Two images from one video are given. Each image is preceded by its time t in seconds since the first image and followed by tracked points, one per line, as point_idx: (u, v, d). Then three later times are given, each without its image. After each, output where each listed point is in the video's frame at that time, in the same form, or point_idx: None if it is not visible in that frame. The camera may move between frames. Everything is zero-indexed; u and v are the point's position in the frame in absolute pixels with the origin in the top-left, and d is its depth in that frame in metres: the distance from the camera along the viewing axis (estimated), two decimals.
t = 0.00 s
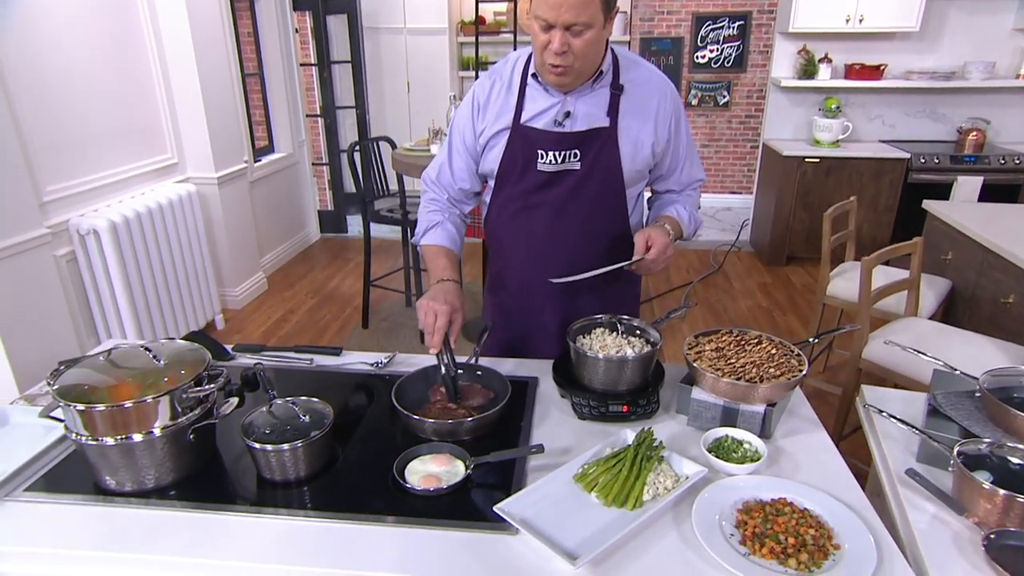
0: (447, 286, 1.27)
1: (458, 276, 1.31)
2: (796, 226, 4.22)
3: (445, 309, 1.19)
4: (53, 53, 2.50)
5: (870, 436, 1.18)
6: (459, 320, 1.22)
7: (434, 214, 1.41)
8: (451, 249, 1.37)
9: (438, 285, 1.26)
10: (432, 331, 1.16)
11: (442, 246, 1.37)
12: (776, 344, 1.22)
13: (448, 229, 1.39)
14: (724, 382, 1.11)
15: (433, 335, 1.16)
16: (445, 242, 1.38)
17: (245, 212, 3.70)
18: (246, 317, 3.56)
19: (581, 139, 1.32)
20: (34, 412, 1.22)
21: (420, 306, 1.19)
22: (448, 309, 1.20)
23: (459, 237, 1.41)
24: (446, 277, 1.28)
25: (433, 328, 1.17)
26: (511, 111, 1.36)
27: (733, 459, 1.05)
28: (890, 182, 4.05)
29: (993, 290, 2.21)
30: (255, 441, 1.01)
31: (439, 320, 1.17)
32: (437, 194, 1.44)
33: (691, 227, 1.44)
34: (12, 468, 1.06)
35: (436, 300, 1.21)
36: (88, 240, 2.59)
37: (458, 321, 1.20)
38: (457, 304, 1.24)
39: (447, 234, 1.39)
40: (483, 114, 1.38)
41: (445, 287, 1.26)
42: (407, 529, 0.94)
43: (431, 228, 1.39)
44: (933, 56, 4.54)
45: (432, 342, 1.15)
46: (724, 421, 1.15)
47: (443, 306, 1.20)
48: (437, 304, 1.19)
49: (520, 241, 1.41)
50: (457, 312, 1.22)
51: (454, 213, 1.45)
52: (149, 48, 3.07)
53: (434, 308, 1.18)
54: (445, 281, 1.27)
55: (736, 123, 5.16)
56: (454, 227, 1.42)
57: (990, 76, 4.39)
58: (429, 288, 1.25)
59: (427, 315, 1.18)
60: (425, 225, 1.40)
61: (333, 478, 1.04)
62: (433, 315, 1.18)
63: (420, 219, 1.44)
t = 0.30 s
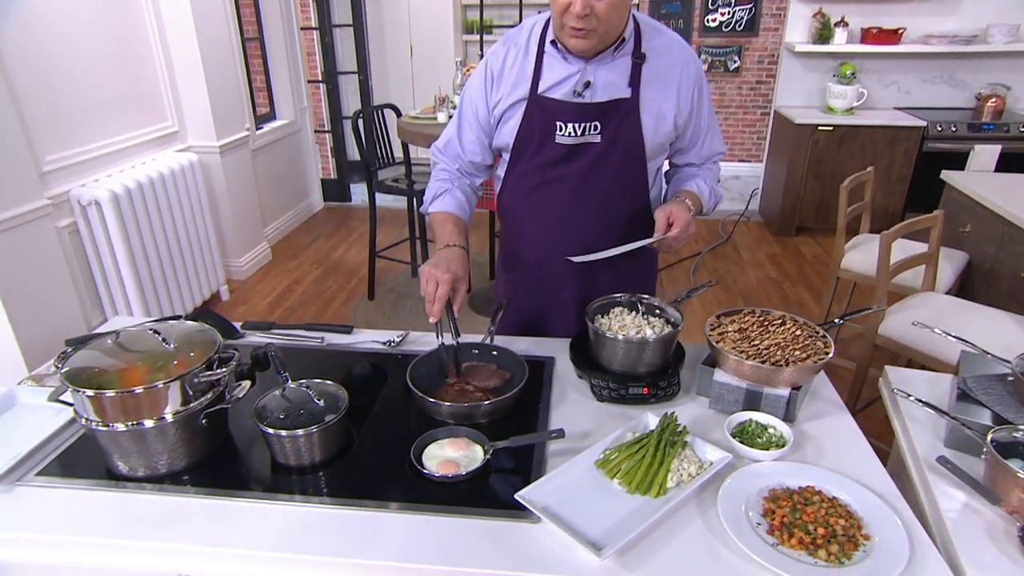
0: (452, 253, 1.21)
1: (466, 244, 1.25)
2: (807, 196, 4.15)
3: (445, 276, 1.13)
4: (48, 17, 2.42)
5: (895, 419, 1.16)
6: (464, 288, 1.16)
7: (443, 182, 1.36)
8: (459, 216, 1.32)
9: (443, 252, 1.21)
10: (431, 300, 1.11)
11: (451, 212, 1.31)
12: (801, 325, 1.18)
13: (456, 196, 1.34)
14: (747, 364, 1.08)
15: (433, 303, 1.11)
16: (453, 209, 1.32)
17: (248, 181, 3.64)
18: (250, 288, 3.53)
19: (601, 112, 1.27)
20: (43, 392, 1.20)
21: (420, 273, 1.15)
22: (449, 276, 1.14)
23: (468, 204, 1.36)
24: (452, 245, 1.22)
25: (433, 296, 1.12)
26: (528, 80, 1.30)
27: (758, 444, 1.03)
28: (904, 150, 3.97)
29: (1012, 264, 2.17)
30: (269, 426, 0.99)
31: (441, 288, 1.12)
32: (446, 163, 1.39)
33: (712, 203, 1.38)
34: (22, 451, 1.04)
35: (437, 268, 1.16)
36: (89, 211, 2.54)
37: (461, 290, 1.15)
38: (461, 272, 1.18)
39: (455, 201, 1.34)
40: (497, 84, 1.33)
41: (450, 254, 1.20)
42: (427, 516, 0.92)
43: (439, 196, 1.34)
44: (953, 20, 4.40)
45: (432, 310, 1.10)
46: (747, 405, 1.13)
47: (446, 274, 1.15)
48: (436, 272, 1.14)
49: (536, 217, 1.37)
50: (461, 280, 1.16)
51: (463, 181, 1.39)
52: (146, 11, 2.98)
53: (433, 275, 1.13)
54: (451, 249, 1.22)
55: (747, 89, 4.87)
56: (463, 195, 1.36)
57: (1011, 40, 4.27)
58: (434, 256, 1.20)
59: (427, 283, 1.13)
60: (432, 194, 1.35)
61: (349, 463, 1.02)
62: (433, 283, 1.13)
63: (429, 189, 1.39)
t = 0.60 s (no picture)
0: (454, 237, 1.17)
1: (468, 228, 1.21)
2: (816, 165, 4.08)
3: (447, 261, 1.10)
4: None
5: (916, 403, 1.14)
6: (466, 277, 1.13)
7: (449, 159, 1.31)
8: (465, 198, 1.27)
9: (445, 235, 1.18)
10: (432, 287, 1.08)
11: (455, 192, 1.27)
12: (820, 306, 1.15)
13: (462, 176, 1.30)
14: (766, 347, 1.05)
15: (434, 290, 1.09)
16: (459, 189, 1.28)
17: (247, 149, 3.57)
18: (252, 258, 3.49)
19: (616, 82, 1.22)
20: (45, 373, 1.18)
21: (422, 256, 1.11)
22: (452, 261, 1.11)
23: (474, 184, 1.31)
24: (454, 229, 1.19)
25: (435, 282, 1.10)
26: (539, 50, 1.24)
27: (776, 430, 1.00)
28: (917, 118, 3.89)
29: None
30: (276, 411, 0.96)
31: (443, 274, 1.09)
32: (452, 137, 1.33)
33: (728, 177, 1.33)
34: (25, 435, 1.02)
35: (439, 251, 1.12)
36: (86, 181, 2.49)
37: (462, 278, 1.12)
38: (463, 258, 1.15)
39: (461, 180, 1.29)
40: (508, 54, 1.26)
41: (453, 238, 1.17)
42: (439, 503, 0.90)
43: (444, 174, 1.29)
44: None
45: (433, 297, 1.09)
46: (764, 388, 1.10)
47: (449, 260, 1.12)
48: (438, 256, 1.10)
49: (547, 193, 1.32)
50: (463, 265, 1.13)
51: (471, 158, 1.34)
52: None
53: (434, 259, 1.10)
54: (454, 233, 1.18)
55: (756, 53, 4.77)
56: (469, 173, 1.31)
57: None
58: (436, 238, 1.16)
59: (428, 267, 1.10)
60: (437, 171, 1.30)
61: (358, 448, 1.00)
62: (435, 267, 1.10)
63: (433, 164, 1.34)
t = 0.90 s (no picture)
0: (457, 221, 1.14)
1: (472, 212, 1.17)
2: (822, 136, 4.01)
3: (448, 245, 1.07)
4: None
5: (931, 391, 1.11)
6: (472, 263, 1.10)
7: (451, 139, 1.25)
8: (467, 179, 1.23)
9: (449, 221, 1.14)
10: (437, 276, 1.05)
11: (457, 174, 1.22)
12: (835, 291, 1.11)
13: (465, 156, 1.24)
14: (778, 334, 1.02)
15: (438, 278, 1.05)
16: (461, 171, 1.23)
17: (242, 120, 3.49)
18: (249, 232, 3.44)
19: (624, 56, 1.16)
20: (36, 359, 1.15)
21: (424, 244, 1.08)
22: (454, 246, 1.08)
23: (476, 163, 1.26)
24: (457, 212, 1.15)
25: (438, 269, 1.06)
26: (543, 22, 1.17)
27: (789, 420, 0.97)
28: (927, 88, 3.80)
29: None
30: (274, 402, 0.94)
31: (448, 261, 1.05)
32: (455, 115, 1.27)
33: (739, 154, 1.28)
34: (16, 425, 0.99)
35: (441, 237, 1.09)
36: (76, 153, 2.43)
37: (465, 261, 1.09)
38: (467, 243, 1.11)
39: (463, 161, 1.24)
40: (511, 28, 1.19)
41: (456, 223, 1.13)
42: (442, 497, 0.88)
43: (446, 154, 1.24)
44: None
45: (438, 286, 1.04)
46: (775, 377, 1.07)
47: (454, 247, 1.07)
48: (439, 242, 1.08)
49: (552, 172, 1.28)
50: (467, 248, 1.09)
51: (473, 138, 1.28)
52: None
53: (434, 245, 1.07)
54: (457, 217, 1.14)
55: (762, 20, 4.67)
56: (472, 154, 1.26)
57: None
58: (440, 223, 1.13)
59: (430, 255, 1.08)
60: (439, 152, 1.24)
61: (359, 439, 0.97)
62: (436, 254, 1.07)
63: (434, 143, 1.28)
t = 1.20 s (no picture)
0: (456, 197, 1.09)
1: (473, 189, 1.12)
2: (829, 109, 3.93)
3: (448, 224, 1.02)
4: None
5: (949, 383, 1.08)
6: (473, 242, 1.05)
7: (449, 116, 1.19)
8: (468, 157, 1.17)
9: (448, 198, 1.09)
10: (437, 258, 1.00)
11: (456, 152, 1.16)
12: (852, 280, 1.07)
13: (464, 132, 1.18)
14: (794, 327, 0.98)
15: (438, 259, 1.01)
16: (461, 148, 1.17)
17: (236, 92, 3.40)
18: (245, 208, 3.38)
19: (637, 33, 1.09)
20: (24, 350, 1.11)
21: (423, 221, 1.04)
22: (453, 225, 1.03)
23: (476, 140, 1.20)
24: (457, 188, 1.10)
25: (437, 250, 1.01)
26: None
27: (805, 416, 0.94)
28: (938, 60, 3.71)
29: None
30: (271, 399, 0.90)
31: (447, 242, 1.01)
32: (453, 91, 1.21)
33: (753, 135, 1.22)
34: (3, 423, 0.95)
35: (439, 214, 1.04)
36: (65, 129, 2.36)
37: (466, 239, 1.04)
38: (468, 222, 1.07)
39: (463, 137, 1.18)
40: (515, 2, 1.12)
41: (456, 199, 1.08)
42: (447, 498, 0.85)
43: (444, 131, 1.18)
44: None
45: (438, 268, 1.00)
46: (789, 369, 1.04)
47: (453, 226, 1.03)
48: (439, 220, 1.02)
49: (559, 155, 1.23)
50: (466, 227, 1.05)
51: (473, 114, 1.22)
52: None
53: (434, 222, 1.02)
54: (457, 193, 1.09)
55: None
56: (472, 131, 1.20)
57: None
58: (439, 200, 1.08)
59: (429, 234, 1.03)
60: (436, 129, 1.18)
61: (360, 434, 0.94)
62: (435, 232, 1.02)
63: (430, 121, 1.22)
